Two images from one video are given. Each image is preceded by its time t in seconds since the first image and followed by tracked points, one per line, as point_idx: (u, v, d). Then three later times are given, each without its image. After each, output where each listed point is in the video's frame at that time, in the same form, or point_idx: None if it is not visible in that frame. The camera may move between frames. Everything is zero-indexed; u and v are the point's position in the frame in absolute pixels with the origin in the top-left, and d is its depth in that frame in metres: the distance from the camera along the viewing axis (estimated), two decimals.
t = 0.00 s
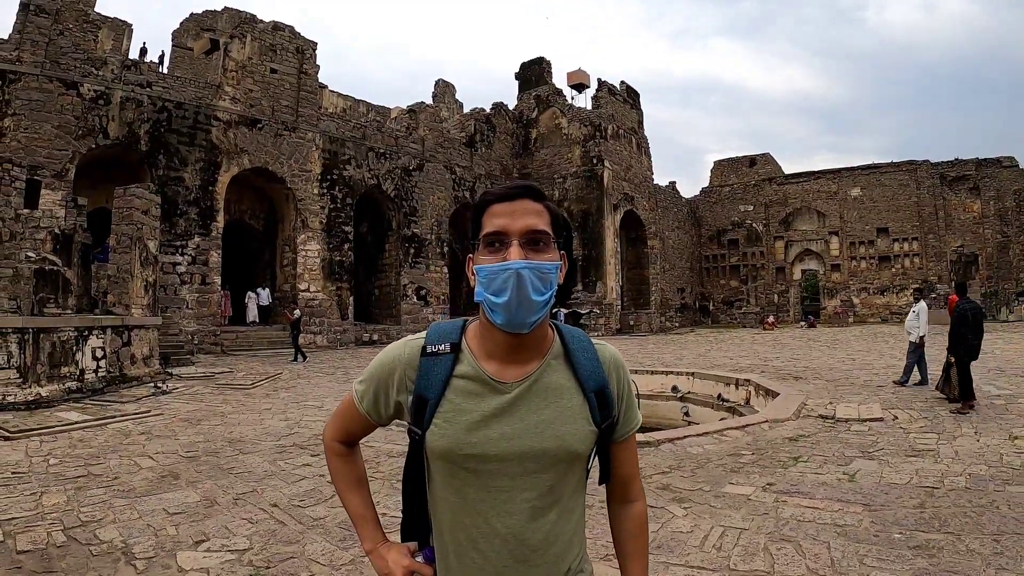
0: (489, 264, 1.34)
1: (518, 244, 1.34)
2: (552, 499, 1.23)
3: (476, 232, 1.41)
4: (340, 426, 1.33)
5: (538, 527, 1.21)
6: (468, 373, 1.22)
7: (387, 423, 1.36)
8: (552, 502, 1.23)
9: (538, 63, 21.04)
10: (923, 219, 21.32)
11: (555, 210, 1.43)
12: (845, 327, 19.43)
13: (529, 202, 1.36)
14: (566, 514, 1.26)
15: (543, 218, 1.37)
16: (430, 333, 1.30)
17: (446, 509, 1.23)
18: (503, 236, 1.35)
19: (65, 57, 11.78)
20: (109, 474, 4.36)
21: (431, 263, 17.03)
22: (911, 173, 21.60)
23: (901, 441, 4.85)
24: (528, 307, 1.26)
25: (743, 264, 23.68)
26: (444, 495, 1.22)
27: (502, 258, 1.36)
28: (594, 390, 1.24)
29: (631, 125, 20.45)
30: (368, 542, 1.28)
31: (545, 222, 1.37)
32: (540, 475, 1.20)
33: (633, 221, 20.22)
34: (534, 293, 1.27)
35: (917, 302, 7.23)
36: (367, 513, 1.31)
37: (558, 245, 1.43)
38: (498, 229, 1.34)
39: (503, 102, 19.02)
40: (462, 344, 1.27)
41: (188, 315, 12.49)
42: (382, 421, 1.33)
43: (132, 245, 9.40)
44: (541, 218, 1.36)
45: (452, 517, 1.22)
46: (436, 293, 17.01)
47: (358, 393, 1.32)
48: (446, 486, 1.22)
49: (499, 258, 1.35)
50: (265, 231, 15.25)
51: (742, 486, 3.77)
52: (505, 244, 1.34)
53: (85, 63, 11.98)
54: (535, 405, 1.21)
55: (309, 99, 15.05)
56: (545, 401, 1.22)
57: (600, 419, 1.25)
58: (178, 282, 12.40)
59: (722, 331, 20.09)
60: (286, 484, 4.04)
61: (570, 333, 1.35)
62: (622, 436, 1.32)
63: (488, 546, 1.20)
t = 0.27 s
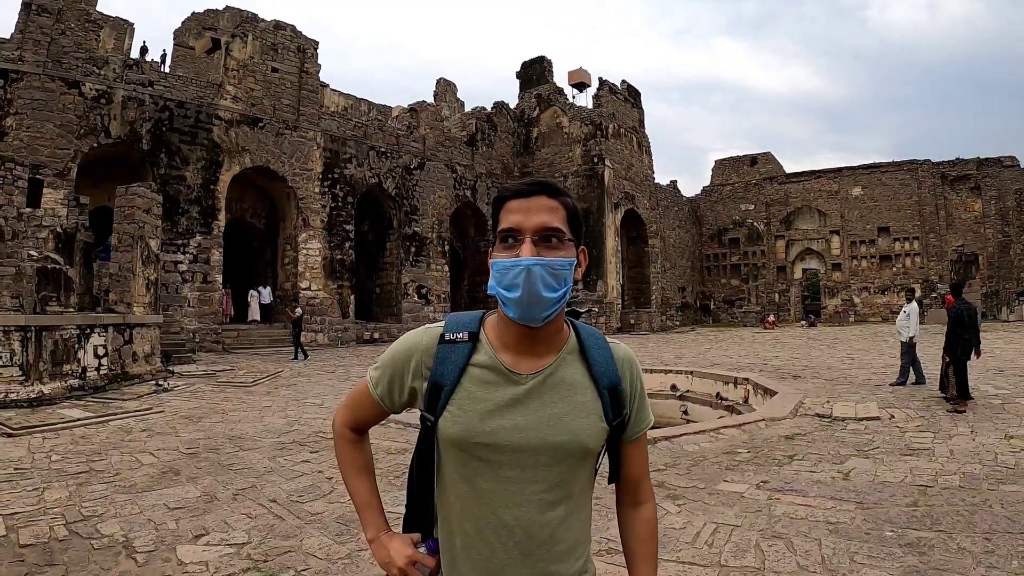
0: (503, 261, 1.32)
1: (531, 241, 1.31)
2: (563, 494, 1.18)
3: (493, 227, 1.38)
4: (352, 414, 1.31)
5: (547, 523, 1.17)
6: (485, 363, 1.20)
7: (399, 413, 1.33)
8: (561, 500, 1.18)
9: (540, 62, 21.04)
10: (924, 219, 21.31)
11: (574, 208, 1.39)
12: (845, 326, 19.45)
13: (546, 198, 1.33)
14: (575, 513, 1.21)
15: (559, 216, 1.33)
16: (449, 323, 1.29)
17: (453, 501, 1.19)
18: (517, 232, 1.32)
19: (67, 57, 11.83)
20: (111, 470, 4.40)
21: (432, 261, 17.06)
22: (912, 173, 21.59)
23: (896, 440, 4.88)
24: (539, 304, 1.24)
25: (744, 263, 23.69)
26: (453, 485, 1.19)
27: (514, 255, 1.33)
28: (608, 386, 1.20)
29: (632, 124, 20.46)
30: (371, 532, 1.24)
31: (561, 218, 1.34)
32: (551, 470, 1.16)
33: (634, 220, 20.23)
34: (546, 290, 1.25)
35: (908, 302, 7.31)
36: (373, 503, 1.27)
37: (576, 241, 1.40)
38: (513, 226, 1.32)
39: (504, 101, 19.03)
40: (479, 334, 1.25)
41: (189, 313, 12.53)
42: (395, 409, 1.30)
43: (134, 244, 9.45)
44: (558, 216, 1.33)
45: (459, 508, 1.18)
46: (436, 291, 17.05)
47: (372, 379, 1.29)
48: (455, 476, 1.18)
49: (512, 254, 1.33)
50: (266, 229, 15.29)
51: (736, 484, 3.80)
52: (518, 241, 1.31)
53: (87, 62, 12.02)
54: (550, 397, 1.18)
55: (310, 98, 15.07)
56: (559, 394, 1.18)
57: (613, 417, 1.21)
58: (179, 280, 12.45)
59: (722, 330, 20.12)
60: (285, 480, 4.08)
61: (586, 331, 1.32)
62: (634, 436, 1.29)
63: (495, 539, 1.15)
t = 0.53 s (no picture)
0: (517, 271, 1.32)
1: (544, 254, 1.30)
2: (563, 491, 1.21)
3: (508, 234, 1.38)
4: (362, 407, 1.32)
5: (547, 518, 1.19)
6: (494, 360, 1.21)
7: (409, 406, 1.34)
8: (562, 497, 1.20)
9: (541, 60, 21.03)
10: (926, 217, 21.30)
11: (591, 219, 1.37)
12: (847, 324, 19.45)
13: (561, 210, 1.31)
14: (575, 510, 1.23)
15: (574, 227, 1.32)
16: (461, 321, 1.30)
17: (458, 494, 1.21)
18: (531, 242, 1.31)
19: (69, 57, 11.88)
20: (114, 468, 4.45)
21: (433, 260, 17.10)
22: (913, 171, 21.57)
23: (894, 439, 4.89)
24: (549, 315, 1.24)
25: (745, 261, 23.68)
26: (457, 477, 1.21)
27: (528, 265, 1.32)
28: (612, 390, 1.22)
29: (633, 122, 20.45)
30: (374, 522, 1.23)
31: (575, 231, 1.32)
32: (553, 467, 1.18)
33: (635, 218, 20.24)
34: (556, 302, 1.25)
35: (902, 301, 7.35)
36: (377, 494, 1.27)
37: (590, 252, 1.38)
38: (526, 235, 1.31)
39: (505, 100, 19.03)
40: (491, 332, 1.27)
41: (191, 312, 12.58)
42: (403, 402, 1.32)
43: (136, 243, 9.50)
44: (573, 228, 1.31)
45: (463, 501, 1.21)
46: (438, 289, 17.09)
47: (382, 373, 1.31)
48: (460, 469, 1.20)
49: (525, 264, 1.32)
50: (268, 228, 15.34)
51: (732, 481, 3.83)
52: (532, 252, 1.31)
53: (88, 61, 12.07)
54: (555, 397, 1.20)
55: (312, 97, 15.09)
56: (564, 394, 1.20)
57: (615, 419, 1.23)
58: (181, 279, 12.50)
59: (723, 329, 20.14)
60: (286, 477, 4.12)
61: (594, 337, 1.33)
62: (636, 440, 1.30)
63: (496, 532, 1.18)
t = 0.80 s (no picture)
0: (521, 275, 1.34)
1: (549, 260, 1.32)
2: (561, 490, 1.23)
3: (509, 238, 1.39)
4: (357, 408, 1.30)
5: (547, 517, 1.21)
6: (494, 362, 1.22)
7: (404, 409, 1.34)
8: (561, 496, 1.23)
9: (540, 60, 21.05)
10: (925, 216, 21.33)
11: (590, 226, 1.40)
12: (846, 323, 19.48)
13: (564, 216, 1.33)
14: (572, 508, 1.26)
15: (575, 234, 1.34)
16: (459, 323, 1.31)
17: (458, 495, 1.22)
18: (535, 249, 1.33)
19: (68, 57, 11.90)
20: (116, 466, 4.48)
21: (433, 259, 17.13)
22: (912, 170, 21.59)
23: (890, 437, 4.93)
24: (553, 319, 1.25)
25: (744, 260, 23.72)
26: (458, 477, 1.22)
27: (532, 271, 1.34)
28: (608, 390, 1.25)
29: (633, 121, 20.47)
30: (371, 525, 1.22)
31: (578, 237, 1.34)
32: (553, 466, 1.20)
33: (634, 218, 20.27)
34: (561, 306, 1.27)
35: (897, 301, 7.41)
36: (373, 495, 1.26)
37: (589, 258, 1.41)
38: (531, 242, 1.33)
39: (504, 100, 19.06)
40: (490, 335, 1.28)
41: (191, 312, 12.61)
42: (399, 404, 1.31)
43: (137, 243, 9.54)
44: (575, 234, 1.34)
45: (462, 501, 1.22)
46: (437, 289, 17.12)
47: (380, 375, 1.30)
48: (460, 469, 1.21)
49: (529, 270, 1.33)
50: (267, 228, 15.37)
51: (728, 479, 3.87)
52: (536, 258, 1.32)
53: (88, 62, 12.09)
54: (554, 398, 1.22)
55: (311, 97, 15.12)
56: (563, 395, 1.23)
57: (612, 418, 1.26)
58: (181, 279, 12.53)
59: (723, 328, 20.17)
60: (287, 475, 4.15)
61: (590, 340, 1.36)
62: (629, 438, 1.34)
63: (497, 531, 1.20)
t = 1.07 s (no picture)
0: (515, 271, 1.37)
1: (543, 255, 1.36)
2: (559, 486, 1.27)
3: (500, 237, 1.43)
4: (350, 416, 1.30)
5: (547, 513, 1.25)
6: (489, 363, 1.25)
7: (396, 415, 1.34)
8: (561, 491, 1.27)
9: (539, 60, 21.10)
10: (922, 216, 21.39)
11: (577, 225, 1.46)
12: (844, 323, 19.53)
13: (555, 213, 1.39)
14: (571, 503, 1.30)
15: (566, 231, 1.40)
16: (450, 326, 1.32)
17: (459, 497, 1.24)
18: (528, 245, 1.37)
19: (68, 58, 11.93)
20: (118, 464, 4.53)
21: (432, 259, 17.17)
22: (910, 170, 21.65)
23: (884, 435, 4.98)
24: (548, 314, 1.29)
25: (743, 260, 23.77)
26: (458, 479, 1.23)
27: (525, 267, 1.37)
28: (601, 384, 1.31)
29: (631, 121, 20.52)
30: (371, 534, 1.22)
31: (568, 233, 1.40)
32: (552, 462, 1.24)
33: (633, 217, 20.32)
34: (556, 301, 1.31)
35: (891, 302, 7.48)
36: (370, 504, 1.26)
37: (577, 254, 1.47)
38: (524, 238, 1.37)
39: (503, 100, 19.11)
40: (482, 336, 1.30)
41: (191, 312, 12.64)
42: (393, 411, 1.31)
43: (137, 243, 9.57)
44: (565, 231, 1.40)
45: (464, 502, 1.23)
46: (436, 289, 17.16)
47: (372, 382, 1.30)
48: (460, 471, 1.23)
49: (523, 266, 1.37)
50: (267, 228, 15.41)
51: (723, 476, 3.92)
52: (531, 254, 1.36)
53: (87, 62, 12.12)
54: (551, 395, 1.26)
55: (310, 97, 15.15)
56: (559, 392, 1.27)
57: (605, 412, 1.32)
58: (180, 279, 12.56)
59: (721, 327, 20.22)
60: (288, 472, 4.20)
61: (579, 337, 1.41)
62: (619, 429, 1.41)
63: (501, 529, 1.22)
